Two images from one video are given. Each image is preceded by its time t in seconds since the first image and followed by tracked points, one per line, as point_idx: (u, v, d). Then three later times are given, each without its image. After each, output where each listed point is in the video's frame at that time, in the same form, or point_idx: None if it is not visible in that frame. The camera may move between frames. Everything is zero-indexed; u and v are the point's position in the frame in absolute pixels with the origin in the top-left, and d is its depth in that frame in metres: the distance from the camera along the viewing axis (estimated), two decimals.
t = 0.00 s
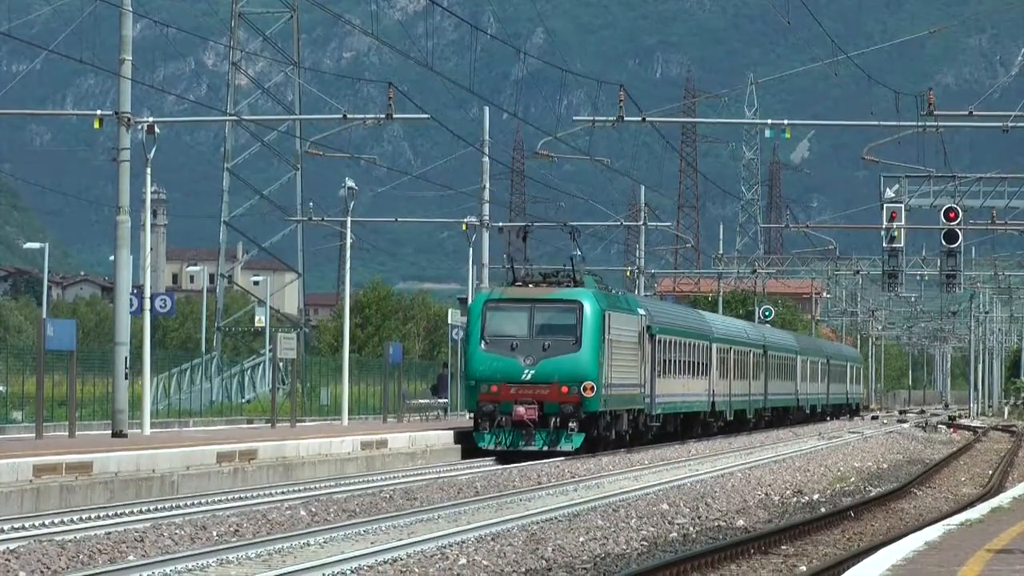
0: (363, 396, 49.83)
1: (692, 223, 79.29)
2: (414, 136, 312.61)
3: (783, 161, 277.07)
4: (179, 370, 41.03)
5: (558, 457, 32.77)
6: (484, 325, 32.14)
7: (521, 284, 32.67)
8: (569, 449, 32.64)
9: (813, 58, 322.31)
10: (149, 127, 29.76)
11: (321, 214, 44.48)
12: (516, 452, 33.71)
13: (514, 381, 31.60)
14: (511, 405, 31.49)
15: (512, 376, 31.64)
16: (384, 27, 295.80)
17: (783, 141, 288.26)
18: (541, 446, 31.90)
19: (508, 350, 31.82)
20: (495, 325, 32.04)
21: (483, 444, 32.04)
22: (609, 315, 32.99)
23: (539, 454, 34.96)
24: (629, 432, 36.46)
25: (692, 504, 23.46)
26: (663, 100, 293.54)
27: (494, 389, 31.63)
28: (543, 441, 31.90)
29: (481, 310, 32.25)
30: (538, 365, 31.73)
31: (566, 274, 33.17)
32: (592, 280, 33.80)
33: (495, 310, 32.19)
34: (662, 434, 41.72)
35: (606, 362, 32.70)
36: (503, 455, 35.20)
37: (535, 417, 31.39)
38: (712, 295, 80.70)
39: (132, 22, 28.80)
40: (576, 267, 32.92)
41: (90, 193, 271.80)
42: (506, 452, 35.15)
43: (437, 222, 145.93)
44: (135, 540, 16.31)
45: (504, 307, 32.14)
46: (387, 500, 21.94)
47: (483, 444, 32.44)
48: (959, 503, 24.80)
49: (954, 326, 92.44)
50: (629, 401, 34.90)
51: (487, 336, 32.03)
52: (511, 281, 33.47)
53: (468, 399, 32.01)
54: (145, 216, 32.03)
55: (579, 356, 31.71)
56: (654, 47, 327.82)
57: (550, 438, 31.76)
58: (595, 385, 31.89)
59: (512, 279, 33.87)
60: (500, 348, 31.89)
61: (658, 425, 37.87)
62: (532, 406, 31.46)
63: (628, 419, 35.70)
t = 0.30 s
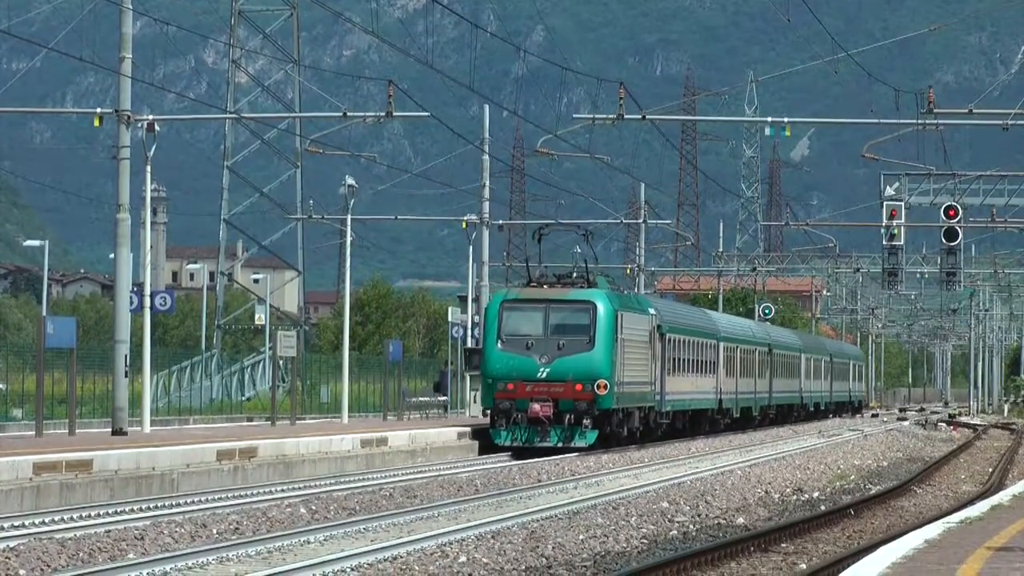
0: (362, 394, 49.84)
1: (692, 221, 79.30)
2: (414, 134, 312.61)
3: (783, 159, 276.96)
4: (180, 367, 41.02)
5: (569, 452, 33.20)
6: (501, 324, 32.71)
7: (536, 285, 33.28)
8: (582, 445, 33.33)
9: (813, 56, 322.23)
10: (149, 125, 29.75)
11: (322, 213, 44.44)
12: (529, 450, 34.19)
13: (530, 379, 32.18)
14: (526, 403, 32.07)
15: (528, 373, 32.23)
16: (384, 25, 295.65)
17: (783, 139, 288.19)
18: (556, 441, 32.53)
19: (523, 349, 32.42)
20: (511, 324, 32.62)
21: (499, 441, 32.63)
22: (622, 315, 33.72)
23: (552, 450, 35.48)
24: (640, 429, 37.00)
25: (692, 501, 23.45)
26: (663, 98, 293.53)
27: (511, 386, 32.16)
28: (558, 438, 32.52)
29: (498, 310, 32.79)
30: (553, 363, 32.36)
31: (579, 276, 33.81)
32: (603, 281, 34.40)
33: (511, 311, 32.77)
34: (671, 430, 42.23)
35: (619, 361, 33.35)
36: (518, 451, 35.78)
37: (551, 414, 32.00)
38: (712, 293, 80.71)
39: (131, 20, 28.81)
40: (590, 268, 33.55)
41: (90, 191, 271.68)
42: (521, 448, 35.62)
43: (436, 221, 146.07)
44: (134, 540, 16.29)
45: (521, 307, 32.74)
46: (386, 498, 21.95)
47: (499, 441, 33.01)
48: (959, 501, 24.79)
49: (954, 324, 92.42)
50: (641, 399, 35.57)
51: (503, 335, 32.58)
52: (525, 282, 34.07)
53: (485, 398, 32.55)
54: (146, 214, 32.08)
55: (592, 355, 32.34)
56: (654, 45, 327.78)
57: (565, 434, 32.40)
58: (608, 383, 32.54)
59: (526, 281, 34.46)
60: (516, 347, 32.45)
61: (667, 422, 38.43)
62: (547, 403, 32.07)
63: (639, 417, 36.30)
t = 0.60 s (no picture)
0: (362, 393, 49.88)
1: (693, 222, 79.22)
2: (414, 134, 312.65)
3: (783, 159, 276.87)
4: (180, 367, 41.06)
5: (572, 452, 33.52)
6: (517, 325, 33.86)
7: (552, 289, 34.47)
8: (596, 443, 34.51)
9: (813, 56, 322.24)
10: (149, 126, 29.77)
11: (321, 213, 44.40)
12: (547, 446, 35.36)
13: (544, 380, 33.36)
14: (542, 402, 33.21)
15: (543, 374, 33.41)
16: (384, 25, 295.57)
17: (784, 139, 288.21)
18: (570, 440, 33.75)
19: (539, 350, 33.56)
20: (526, 327, 33.77)
21: (515, 439, 33.78)
22: (634, 317, 34.90)
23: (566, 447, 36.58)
24: (650, 428, 37.92)
25: (693, 501, 23.50)
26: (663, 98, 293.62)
27: (527, 386, 33.31)
28: (572, 436, 33.74)
29: (513, 313, 33.94)
30: (568, 364, 33.51)
31: (592, 280, 35.03)
32: (616, 285, 35.66)
33: (528, 312, 33.91)
34: (678, 429, 43.08)
35: (631, 363, 34.50)
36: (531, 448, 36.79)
37: (565, 413, 33.19)
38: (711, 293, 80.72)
39: (132, 19, 28.79)
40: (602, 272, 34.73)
41: (91, 192, 271.65)
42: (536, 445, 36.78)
43: (435, 221, 146.06)
44: (135, 538, 16.29)
45: (536, 310, 33.88)
46: (385, 499, 21.95)
47: (515, 438, 34.15)
48: (959, 501, 24.77)
49: (954, 324, 92.50)
50: (652, 399, 36.59)
51: (519, 336, 33.75)
52: (540, 285, 35.20)
53: (502, 396, 33.66)
54: (147, 215, 32.07)
55: (605, 356, 33.49)
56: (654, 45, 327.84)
57: (579, 433, 33.64)
58: (620, 384, 33.67)
59: (541, 283, 35.58)
60: (532, 349, 33.59)
61: (676, 421, 39.33)
62: (561, 403, 33.24)
63: (650, 416, 37.29)
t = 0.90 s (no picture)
0: (362, 393, 49.91)
1: (693, 223, 79.13)
2: (414, 134, 312.66)
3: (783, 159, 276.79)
4: (180, 367, 41.07)
5: (571, 454, 33.67)
6: (531, 327, 34.76)
7: (566, 291, 35.38)
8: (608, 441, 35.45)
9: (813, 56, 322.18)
10: (149, 126, 29.78)
11: (322, 212, 44.42)
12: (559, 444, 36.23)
13: (559, 379, 34.27)
14: (556, 402, 34.15)
15: (556, 374, 34.30)
16: (384, 25, 295.57)
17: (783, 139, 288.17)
18: (584, 438, 34.66)
19: (553, 351, 34.47)
20: (541, 328, 34.66)
21: (531, 437, 34.64)
22: (646, 319, 35.75)
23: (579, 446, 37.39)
24: (661, 427, 38.72)
25: (692, 501, 23.50)
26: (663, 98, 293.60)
27: (541, 386, 34.23)
28: (586, 435, 34.64)
29: (528, 315, 34.83)
30: (580, 365, 34.42)
31: (606, 283, 35.90)
32: (628, 287, 36.47)
33: (542, 314, 34.80)
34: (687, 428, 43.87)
35: (643, 363, 35.35)
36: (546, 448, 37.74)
37: (578, 412, 34.12)
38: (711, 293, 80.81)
39: (132, 20, 28.80)
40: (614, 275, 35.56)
41: (91, 192, 271.60)
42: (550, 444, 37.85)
43: (436, 222, 146.18)
44: (134, 539, 16.29)
45: (550, 313, 34.74)
46: (386, 498, 21.95)
47: (531, 437, 35.02)
48: (959, 502, 24.75)
49: (954, 324, 92.48)
50: (663, 398, 37.41)
51: (534, 337, 34.65)
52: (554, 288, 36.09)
53: (517, 396, 34.59)
54: (147, 215, 32.10)
55: (617, 357, 34.37)
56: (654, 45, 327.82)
57: (591, 431, 34.56)
58: (632, 384, 34.51)
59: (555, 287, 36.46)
60: (546, 349, 34.51)
61: (686, 420, 40.14)
62: (575, 402, 34.16)
63: (660, 415, 38.13)
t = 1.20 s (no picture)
0: (362, 393, 49.92)
1: (693, 223, 79.05)
2: (414, 134, 312.75)
3: (783, 159, 276.73)
4: (179, 367, 41.05)
5: (568, 455, 33.80)
6: (546, 329, 35.78)
7: (580, 294, 36.39)
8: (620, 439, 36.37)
9: (813, 57, 322.21)
10: (149, 125, 29.74)
11: (321, 212, 44.36)
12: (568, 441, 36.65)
13: (572, 380, 35.25)
14: (569, 402, 35.09)
15: (571, 375, 35.27)
16: (384, 25, 295.47)
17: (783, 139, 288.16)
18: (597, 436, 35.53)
19: (567, 352, 35.45)
20: (555, 331, 35.66)
21: (546, 436, 35.61)
22: (657, 321, 36.70)
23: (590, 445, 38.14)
24: (670, 426, 39.49)
25: (691, 501, 23.51)
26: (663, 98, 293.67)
27: (555, 387, 35.20)
28: (598, 433, 35.50)
29: (543, 317, 35.84)
30: (594, 365, 35.41)
31: (619, 285, 36.97)
32: (639, 290, 37.44)
33: (555, 316, 35.81)
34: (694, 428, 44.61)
35: (654, 363, 36.24)
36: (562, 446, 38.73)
37: (592, 412, 35.05)
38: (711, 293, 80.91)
39: (130, 19, 28.74)
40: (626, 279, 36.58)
41: (91, 192, 271.58)
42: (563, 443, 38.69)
43: (435, 221, 146.10)
44: (134, 539, 16.28)
45: (564, 315, 35.77)
46: (386, 499, 21.94)
47: (544, 435, 36.00)
48: (959, 502, 24.72)
49: (954, 324, 92.57)
50: (672, 397, 38.21)
51: (548, 340, 35.63)
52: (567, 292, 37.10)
53: (532, 395, 35.54)
54: (146, 214, 32.05)
55: (629, 358, 35.30)
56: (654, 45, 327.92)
57: (604, 430, 35.38)
58: (643, 384, 35.44)
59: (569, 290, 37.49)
60: (560, 350, 35.50)
61: (694, 420, 40.89)
62: (588, 402, 35.09)
63: (670, 414, 38.90)
